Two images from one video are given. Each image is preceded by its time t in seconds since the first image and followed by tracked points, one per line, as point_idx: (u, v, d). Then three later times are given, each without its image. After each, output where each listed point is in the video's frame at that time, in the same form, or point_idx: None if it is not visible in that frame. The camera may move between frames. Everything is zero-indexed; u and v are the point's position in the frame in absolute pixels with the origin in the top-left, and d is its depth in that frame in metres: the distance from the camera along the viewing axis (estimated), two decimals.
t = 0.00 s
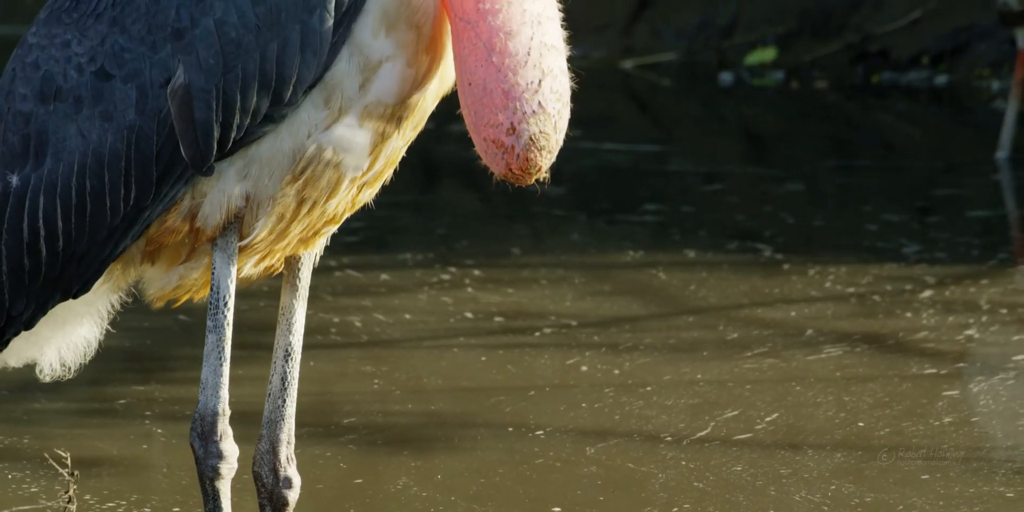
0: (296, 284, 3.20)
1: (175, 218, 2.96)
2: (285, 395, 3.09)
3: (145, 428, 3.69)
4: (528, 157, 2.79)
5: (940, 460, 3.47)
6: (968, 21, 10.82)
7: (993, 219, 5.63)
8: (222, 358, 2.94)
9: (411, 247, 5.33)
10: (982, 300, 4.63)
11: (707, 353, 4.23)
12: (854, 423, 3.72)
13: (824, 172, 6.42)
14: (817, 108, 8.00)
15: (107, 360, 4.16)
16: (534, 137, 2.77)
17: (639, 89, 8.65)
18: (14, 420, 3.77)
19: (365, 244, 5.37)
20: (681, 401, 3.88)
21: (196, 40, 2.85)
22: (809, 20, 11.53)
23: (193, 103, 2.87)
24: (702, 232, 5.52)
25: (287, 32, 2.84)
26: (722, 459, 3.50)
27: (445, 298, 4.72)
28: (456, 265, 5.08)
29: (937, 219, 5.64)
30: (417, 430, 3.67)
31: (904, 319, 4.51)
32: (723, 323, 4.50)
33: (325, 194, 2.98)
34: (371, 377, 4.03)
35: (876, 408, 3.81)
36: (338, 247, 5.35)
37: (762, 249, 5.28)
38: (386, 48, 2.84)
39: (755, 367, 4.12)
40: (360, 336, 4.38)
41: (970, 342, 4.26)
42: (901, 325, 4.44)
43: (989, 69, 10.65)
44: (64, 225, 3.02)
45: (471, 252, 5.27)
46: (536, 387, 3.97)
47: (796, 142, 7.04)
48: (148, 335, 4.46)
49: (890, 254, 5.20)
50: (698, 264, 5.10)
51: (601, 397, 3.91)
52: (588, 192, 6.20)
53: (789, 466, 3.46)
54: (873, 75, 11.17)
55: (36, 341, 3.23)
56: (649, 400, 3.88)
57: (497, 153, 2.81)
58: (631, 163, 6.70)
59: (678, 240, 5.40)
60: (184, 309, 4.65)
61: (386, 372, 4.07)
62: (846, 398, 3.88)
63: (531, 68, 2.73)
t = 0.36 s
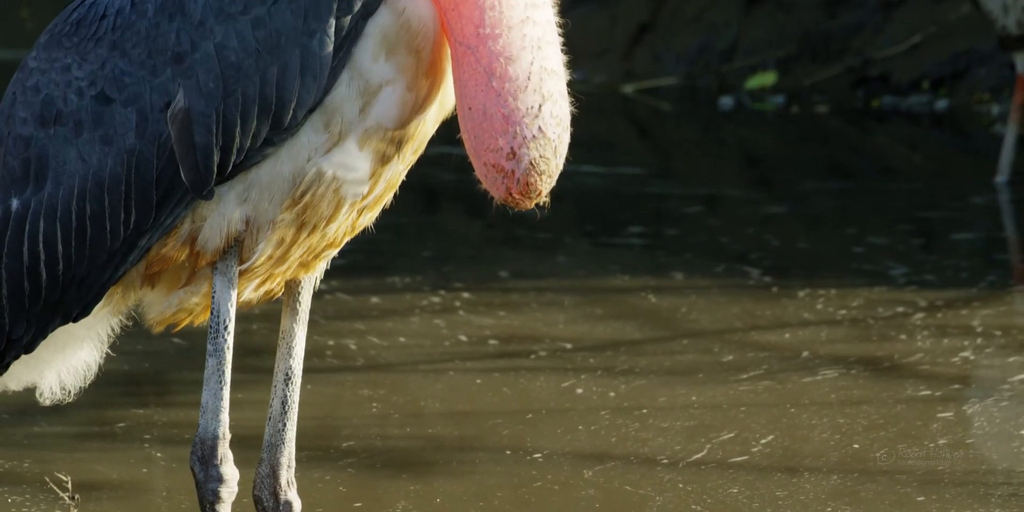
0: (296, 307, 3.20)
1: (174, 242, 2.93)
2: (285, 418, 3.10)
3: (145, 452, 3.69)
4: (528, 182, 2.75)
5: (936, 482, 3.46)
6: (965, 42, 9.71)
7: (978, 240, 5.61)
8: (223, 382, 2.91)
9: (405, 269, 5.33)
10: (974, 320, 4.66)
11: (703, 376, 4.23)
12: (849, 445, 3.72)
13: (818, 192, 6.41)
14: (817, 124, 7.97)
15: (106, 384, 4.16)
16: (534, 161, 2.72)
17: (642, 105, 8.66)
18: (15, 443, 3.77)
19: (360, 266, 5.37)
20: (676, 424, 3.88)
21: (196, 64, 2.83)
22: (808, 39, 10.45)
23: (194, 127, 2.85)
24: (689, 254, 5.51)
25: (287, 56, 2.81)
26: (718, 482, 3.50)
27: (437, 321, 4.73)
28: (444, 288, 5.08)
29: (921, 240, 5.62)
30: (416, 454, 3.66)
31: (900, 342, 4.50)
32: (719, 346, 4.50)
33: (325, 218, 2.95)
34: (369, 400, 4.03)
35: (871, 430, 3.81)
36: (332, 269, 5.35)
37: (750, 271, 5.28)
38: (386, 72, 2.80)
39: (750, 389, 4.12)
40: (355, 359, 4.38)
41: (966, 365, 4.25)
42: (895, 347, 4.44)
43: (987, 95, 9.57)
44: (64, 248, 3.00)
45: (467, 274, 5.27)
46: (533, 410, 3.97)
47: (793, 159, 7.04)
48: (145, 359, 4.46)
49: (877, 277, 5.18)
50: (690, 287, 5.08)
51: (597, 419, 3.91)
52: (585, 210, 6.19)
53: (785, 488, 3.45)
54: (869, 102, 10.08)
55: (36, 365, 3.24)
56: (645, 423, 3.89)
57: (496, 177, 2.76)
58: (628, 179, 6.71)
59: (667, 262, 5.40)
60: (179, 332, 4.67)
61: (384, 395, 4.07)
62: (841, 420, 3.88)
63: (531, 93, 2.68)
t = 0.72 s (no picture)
0: (297, 332, 3.20)
1: (175, 267, 2.93)
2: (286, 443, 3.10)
3: (145, 477, 3.68)
4: (528, 207, 2.75)
5: (933, 506, 3.44)
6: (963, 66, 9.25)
7: (961, 264, 5.62)
8: (223, 406, 2.90)
9: (399, 293, 5.33)
10: (965, 343, 4.67)
11: (698, 399, 4.23)
12: (845, 468, 3.70)
13: (810, 216, 6.42)
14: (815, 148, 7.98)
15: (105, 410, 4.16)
16: (534, 187, 2.72)
17: (641, 129, 8.67)
18: (15, 468, 3.76)
19: (353, 290, 5.37)
20: (672, 447, 3.87)
21: (196, 89, 2.83)
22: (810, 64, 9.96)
23: (194, 152, 2.85)
24: (675, 278, 5.51)
25: (287, 81, 2.81)
26: (715, 505, 3.48)
27: (431, 345, 4.73)
28: (429, 311, 5.10)
29: (904, 263, 5.64)
30: (414, 479, 3.65)
31: (895, 366, 4.50)
32: (715, 370, 4.50)
33: (325, 243, 2.95)
34: (368, 425, 4.02)
35: (866, 453, 3.80)
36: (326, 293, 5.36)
37: (737, 294, 5.29)
38: (386, 96, 2.81)
39: (745, 412, 4.12)
40: (351, 384, 4.37)
41: (962, 388, 4.24)
42: (885, 369, 4.46)
43: (986, 120, 9.07)
44: (64, 273, 2.99)
45: (460, 297, 5.28)
46: (530, 435, 3.96)
47: (790, 183, 7.05)
48: (142, 384, 4.45)
49: (865, 300, 5.17)
50: (681, 312, 5.07)
51: (593, 443, 3.91)
52: (582, 234, 6.19)
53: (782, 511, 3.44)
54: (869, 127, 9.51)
55: (36, 389, 3.23)
56: (642, 446, 3.88)
57: (497, 202, 2.76)
58: (622, 202, 6.73)
59: (653, 285, 5.42)
60: (173, 357, 4.67)
61: (381, 420, 4.06)
62: (836, 443, 3.87)
63: (531, 118, 2.69)
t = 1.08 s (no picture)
0: (297, 358, 3.20)
1: (175, 292, 2.93)
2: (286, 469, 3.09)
3: (144, 503, 3.67)
4: (529, 233, 2.74)
5: None
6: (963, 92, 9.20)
7: (944, 287, 5.63)
8: (223, 432, 2.89)
9: (394, 318, 5.32)
10: (957, 367, 4.65)
11: (693, 424, 4.22)
12: (841, 492, 3.69)
13: (802, 240, 6.42)
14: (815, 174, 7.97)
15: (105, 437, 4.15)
16: (535, 213, 2.72)
17: (640, 154, 8.68)
18: (15, 494, 3.75)
19: (348, 315, 5.37)
20: (668, 471, 3.86)
21: (196, 114, 2.83)
22: (811, 90, 9.90)
23: (194, 177, 2.85)
24: (659, 301, 5.51)
25: (287, 106, 2.81)
26: None
27: (423, 370, 4.72)
28: (415, 337, 5.10)
29: (888, 287, 5.65)
30: (412, 503, 3.64)
31: (890, 389, 4.49)
32: (711, 393, 4.50)
33: (325, 268, 2.95)
34: (367, 451, 4.00)
35: (861, 477, 3.79)
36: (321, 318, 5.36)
37: (725, 319, 5.28)
38: (386, 122, 2.81)
39: (740, 436, 4.11)
40: (347, 408, 4.37)
41: (957, 412, 4.24)
42: (878, 391, 4.47)
43: (987, 146, 9.02)
44: (64, 298, 2.99)
45: (452, 321, 5.29)
46: (528, 459, 3.95)
47: (787, 208, 7.05)
48: (140, 410, 4.44)
49: (853, 324, 5.17)
50: (669, 338, 5.05)
51: (589, 467, 3.90)
52: (578, 259, 6.19)
53: None
54: (869, 153, 9.46)
55: (37, 415, 3.23)
56: (638, 470, 3.87)
57: (497, 228, 2.76)
58: (619, 226, 6.73)
59: (639, 308, 5.42)
60: (167, 381, 4.67)
61: (378, 445, 4.05)
62: (830, 467, 3.86)
63: (532, 144, 2.68)
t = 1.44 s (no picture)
0: (296, 382, 3.20)
1: (175, 316, 2.93)
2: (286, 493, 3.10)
3: None
4: (530, 259, 2.74)
5: None
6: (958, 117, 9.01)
7: (926, 309, 5.62)
8: (222, 456, 2.89)
9: (387, 342, 5.32)
10: (951, 391, 4.62)
11: (689, 447, 4.21)
12: None
13: (796, 265, 6.41)
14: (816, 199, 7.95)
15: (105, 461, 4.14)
16: (536, 238, 2.72)
17: (641, 179, 8.68)
18: None
19: (342, 339, 5.36)
20: (664, 494, 3.85)
21: (196, 139, 2.84)
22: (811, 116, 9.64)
23: (194, 202, 2.85)
24: (644, 324, 5.51)
25: (287, 132, 2.82)
26: None
27: (415, 394, 4.72)
28: (403, 361, 5.08)
29: (872, 310, 5.64)
30: None
31: (883, 410, 4.49)
32: (706, 416, 4.50)
33: (325, 293, 2.95)
34: (365, 474, 3.99)
35: (856, 499, 3.77)
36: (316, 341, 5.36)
37: (712, 342, 5.27)
38: (387, 147, 2.81)
39: (735, 458, 4.11)
40: (342, 431, 4.37)
41: (952, 433, 4.23)
42: (873, 414, 4.46)
43: (987, 172, 8.79)
44: (64, 323, 2.98)
45: (443, 344, 5.29)
46: (525, 483, 3.94)
47: (786, 234, 7.02)
48: (138, 433, 4.44)
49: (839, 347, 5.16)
50: (659, 363, 5.03)
51: (584, 490, 3.89)
52: (576, 283, 6.18)
53: None
54: (869, 179, 9.18)
55: (36, 439, 3.22)
56: (634, 493, 3.87)
57: (498, 253, 2.75)
58: (616, 250, 6.73)
59: (624, 332, 5.41)
60: (162, 405, 4.67)
61: (375, 468, 4.05)
62: (825, 490, 3.85)
63: (533, 169, 2.68)
